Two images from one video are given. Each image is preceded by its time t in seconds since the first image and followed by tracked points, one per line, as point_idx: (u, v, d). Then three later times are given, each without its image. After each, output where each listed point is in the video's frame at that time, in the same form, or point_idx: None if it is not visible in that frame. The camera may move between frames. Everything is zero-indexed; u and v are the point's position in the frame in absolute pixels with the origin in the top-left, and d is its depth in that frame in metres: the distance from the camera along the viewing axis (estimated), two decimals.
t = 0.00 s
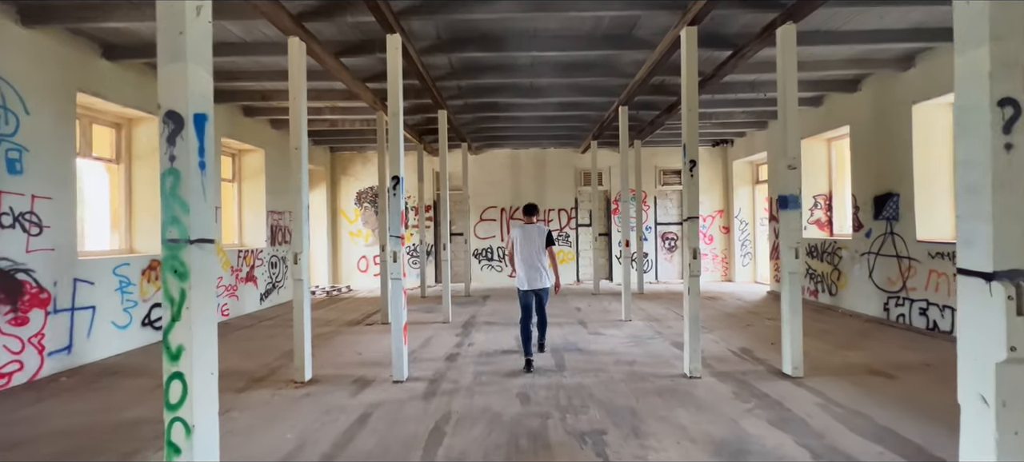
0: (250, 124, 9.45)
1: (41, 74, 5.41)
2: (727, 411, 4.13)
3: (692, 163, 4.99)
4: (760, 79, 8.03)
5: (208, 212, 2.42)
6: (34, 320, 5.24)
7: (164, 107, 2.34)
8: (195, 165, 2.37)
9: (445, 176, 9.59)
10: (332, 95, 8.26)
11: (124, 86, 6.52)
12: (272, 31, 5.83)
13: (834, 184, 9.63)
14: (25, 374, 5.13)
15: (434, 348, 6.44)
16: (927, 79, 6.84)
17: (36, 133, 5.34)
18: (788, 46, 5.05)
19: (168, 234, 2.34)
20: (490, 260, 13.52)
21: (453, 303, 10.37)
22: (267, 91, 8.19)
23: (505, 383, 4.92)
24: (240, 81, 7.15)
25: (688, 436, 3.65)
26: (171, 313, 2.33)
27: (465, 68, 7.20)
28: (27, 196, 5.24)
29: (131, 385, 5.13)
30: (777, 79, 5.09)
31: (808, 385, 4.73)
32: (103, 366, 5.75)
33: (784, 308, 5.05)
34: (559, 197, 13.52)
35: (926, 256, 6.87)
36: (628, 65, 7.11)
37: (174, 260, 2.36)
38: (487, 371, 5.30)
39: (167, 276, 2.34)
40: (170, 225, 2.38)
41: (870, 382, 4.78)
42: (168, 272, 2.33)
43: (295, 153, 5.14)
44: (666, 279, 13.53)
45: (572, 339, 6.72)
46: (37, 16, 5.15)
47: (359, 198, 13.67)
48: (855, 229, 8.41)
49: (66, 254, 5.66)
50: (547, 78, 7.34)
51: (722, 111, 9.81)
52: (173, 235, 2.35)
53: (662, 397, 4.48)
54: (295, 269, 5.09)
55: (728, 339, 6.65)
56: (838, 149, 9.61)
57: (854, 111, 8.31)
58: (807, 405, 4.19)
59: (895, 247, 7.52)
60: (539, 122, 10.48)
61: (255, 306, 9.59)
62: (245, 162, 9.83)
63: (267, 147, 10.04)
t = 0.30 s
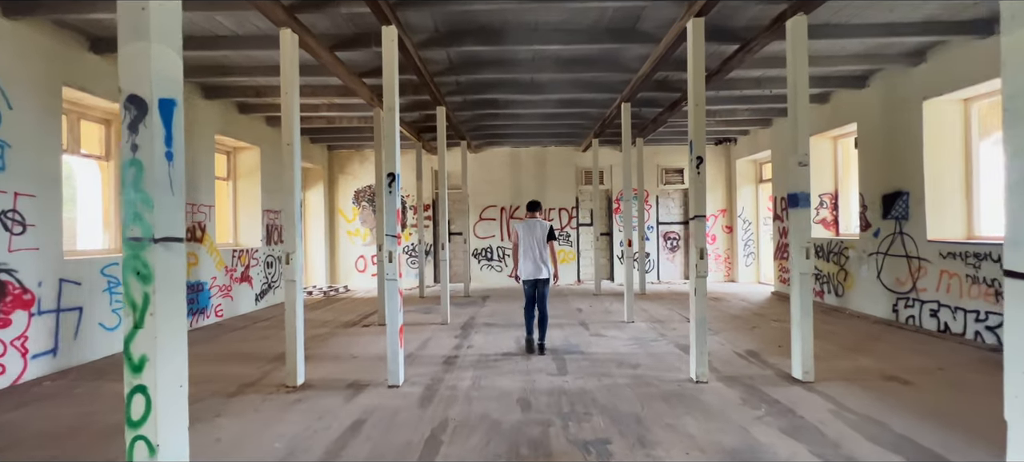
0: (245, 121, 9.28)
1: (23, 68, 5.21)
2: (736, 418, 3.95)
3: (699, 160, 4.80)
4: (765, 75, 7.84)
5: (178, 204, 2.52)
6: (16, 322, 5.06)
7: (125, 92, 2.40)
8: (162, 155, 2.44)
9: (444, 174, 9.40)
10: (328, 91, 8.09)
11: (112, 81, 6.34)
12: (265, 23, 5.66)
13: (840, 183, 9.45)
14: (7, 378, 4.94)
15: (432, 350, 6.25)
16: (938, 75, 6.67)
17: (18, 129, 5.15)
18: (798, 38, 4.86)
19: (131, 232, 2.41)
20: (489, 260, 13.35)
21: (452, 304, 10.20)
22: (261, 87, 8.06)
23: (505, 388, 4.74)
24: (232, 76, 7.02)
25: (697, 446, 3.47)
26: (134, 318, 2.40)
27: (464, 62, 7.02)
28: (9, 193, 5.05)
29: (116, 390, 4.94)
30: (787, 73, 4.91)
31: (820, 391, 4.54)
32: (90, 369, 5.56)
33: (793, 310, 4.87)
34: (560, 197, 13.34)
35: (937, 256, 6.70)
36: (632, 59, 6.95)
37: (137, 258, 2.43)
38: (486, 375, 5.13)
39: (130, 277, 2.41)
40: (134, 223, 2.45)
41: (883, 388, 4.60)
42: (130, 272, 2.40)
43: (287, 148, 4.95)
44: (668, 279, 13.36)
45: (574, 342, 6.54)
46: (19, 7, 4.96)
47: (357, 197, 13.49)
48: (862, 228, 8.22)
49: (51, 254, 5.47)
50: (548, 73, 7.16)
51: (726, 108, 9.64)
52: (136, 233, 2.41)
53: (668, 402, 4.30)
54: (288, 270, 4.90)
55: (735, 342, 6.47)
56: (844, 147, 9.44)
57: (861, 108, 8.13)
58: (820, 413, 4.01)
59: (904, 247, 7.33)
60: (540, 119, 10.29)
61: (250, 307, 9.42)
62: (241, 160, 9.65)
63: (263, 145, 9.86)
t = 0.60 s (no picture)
0: (241, 118, 9.13)
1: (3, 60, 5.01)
2: (746, 428, 3.75)
3: (707, 157, 4.60)
4: (772, 72, 7.64)
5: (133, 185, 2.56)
6: None
7: (70, 71, 2.40)
8: (112, 136, 2.46)
9: (440, 173, 8.94)
10: (323, 87, 7.89)
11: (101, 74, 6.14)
12: (256, 15, 5.48)
13: (847, 182, 9.25)
14: None
15: (428, 353, 6.07)
16: (951, 71, 6.48)
17: None
18: (809, 30, 4.67)
19: (77, 232, 2.40)
20: (489, 260, 13.17)
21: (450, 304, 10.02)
22: (256, 82, 7.88)
23: (503, 394, 4.55)
24: (224, 71, 6.83)
25: (706, 458, 3.28)
26: (81, 327, 2.41)
27: (462, 57, 6.82)
28: None
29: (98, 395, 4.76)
30: (798, 66, 4.71)
31: (833, 398, 4.35)
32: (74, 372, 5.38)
33: (804, 314, 4.68)
34: (561, 196, 13.14)
35: (950, 257, 6.50)
36: (635, 54, 6.77)
37: (84, 260, 2.43)
38: (483, 380, 4.94)
39: (77, 282, 2.40)
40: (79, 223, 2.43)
41: (898, 396, 4.40)
42: (78, 276, 2.40)
43: (277, 144, 4.77)
44: (670, 280, 13.18)
45: (575, 345, 6.34)
46: None
47: (355, 196, 13.31)
48: (871, 229, 8.02)
49: (35, 253, 5.29)
50: (548, 68, 6.98)
51: (731, 106, 9.44)
52: (82, 234, 2.41)
53: (674, 411, 4.10)
54: (278, 270, 4.71)
55: (741, 345, 6.27)
56: (851, 146, 9.23)
57: (870, 105, 7.93)
58: (835, 423, 3.81)
59: (914, 248, 7.14)
60: (541, 117, 10.11)
61: (244, 307, 9.24)
62: (236, 158, 9.48)
63: (258, 142, 9.69)
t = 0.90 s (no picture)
0: (236, 114, 8.97)
1: None
2: (758, 438, 3.57)
3: (715, 153, 4.42)
4: (780, 66, 7.43)
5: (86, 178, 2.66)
6: None
7: (6, 52, 2.46)
8: (58, 124, 2.54)
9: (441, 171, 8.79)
10: (319, 82, 7.71)
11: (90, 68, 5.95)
12: (248, 7, 5.29)
13: (854, 180, 9.06)
14: None
15: (427, 356, 5.89)
16: (966, 65, 6.27)
17: None
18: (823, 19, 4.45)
19: (17, 236, 2.46)
20: (489, 259, 12.99)
21: (450, 305, 9.84)
22: (251, 77, 7.71)
23: (503, 400, 4.38)
24: (217, 66, 6.67)
25: None
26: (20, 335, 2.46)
27: (462, 51, 6.64)
28: None
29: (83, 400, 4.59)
30: (811, 59, 4.51)
31: (847, 406, 4.16)
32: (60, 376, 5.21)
33: (816, 317, 4.50)
34: (563, 194, 12.96)
35: (964, 258, 6.31)
36: (640, 48, 6.58)
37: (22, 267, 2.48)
38: (482, 385, 4.76)
39: (15, 292, 2.45)
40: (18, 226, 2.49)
41: (916, 403, 4.21)
42: (15, 283, 2.45)
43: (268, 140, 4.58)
44: (674, 280, 12.99)
45: (577, 347, 6.15)
46: None
47: (353, 194, 13.14)
48: (880, 229, 7.82)
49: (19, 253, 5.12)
50: (550, 63, 6.79)
51: (737, 102, 9.24)
52: (21, 237, 2.47)
53: (682, 418, 3.93)
54: (269, 271, 4.54)
55: (749, 348, 6.09)
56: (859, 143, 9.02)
57: (879, 101, 7.73)
58: (851, 433, 3.62)
59: (926, 248, 6.94)
60: (542, 114, 9.91)
61: (240, 307, 9.08)
62: (231, 155, 9.31)
63: (254, 139, 9.51)
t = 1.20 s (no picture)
0: (232, 110, 8.80)
1: None
2: (772, 446, 3.40)
3: (725, 146, 4.23)
4: (788, 59, 7.21)
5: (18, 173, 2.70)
6: None
7: None
8: None
9: (439, 169, 8.46)
10: (315, 77, 7.52)
11: (77, 62, 5.77)
12: None
13: (862, 176, 8.85)
14: None
15: (425, 358, 5.72)
16: (982, 56, 6.06)
17: None
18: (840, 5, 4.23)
19: None
20: (490, 258, 12.82)
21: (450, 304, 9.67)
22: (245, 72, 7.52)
23: (504, 405, 4.20)
24: (209, 60, 6.50)
25: None
26: None
27: (461, 43, 6.44)
28: None
29: (69, 406, 4.43)
30: (824, 48, 4.30)
31: (864, 411, 3.98)
32: (46, 380, 5.06)
33: (831, 318, 4.31)
34: (565, 191, 12.77)
35: (979, 256, 6.12)
36: (644, 40, 6.38)
37: None
38: (482, 389, 4.59)
39: None
40: None
41: (936, 409, 4.02)
42: None
43: (258, 135, 4.39)
44: (677, 278, 12.81)
45: (580, 349, 5.97)
46: None
47: (353, 192, 12.97)
48: (891, 225, 7.62)
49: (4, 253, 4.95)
50: (551, 56, 6.60)
51: (743, 96, 9.03)
52: None
53: (691, 425, 3.74)
54: (260, 271, 4.36)
55: (758, 349, 5.90)
56: (868, 137, 8.80)
57: (890, 94, 7.52)
58: (870, 441, 3.44)
59: (940, 245, 6.74)
60: (544, 109, 9.71)
61: (236, 307, 8.92)
62: (227, 152, 9.14)
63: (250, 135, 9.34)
